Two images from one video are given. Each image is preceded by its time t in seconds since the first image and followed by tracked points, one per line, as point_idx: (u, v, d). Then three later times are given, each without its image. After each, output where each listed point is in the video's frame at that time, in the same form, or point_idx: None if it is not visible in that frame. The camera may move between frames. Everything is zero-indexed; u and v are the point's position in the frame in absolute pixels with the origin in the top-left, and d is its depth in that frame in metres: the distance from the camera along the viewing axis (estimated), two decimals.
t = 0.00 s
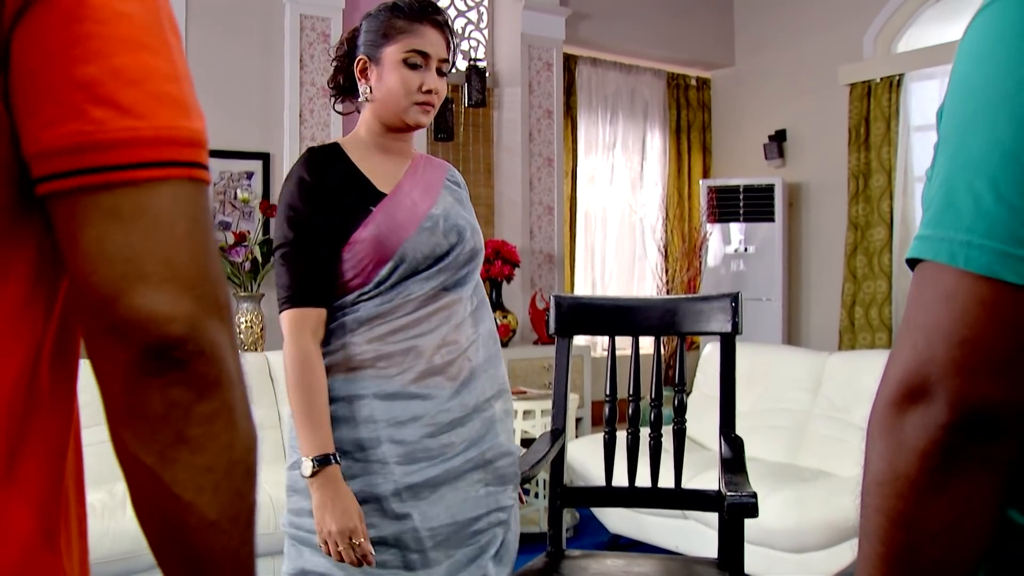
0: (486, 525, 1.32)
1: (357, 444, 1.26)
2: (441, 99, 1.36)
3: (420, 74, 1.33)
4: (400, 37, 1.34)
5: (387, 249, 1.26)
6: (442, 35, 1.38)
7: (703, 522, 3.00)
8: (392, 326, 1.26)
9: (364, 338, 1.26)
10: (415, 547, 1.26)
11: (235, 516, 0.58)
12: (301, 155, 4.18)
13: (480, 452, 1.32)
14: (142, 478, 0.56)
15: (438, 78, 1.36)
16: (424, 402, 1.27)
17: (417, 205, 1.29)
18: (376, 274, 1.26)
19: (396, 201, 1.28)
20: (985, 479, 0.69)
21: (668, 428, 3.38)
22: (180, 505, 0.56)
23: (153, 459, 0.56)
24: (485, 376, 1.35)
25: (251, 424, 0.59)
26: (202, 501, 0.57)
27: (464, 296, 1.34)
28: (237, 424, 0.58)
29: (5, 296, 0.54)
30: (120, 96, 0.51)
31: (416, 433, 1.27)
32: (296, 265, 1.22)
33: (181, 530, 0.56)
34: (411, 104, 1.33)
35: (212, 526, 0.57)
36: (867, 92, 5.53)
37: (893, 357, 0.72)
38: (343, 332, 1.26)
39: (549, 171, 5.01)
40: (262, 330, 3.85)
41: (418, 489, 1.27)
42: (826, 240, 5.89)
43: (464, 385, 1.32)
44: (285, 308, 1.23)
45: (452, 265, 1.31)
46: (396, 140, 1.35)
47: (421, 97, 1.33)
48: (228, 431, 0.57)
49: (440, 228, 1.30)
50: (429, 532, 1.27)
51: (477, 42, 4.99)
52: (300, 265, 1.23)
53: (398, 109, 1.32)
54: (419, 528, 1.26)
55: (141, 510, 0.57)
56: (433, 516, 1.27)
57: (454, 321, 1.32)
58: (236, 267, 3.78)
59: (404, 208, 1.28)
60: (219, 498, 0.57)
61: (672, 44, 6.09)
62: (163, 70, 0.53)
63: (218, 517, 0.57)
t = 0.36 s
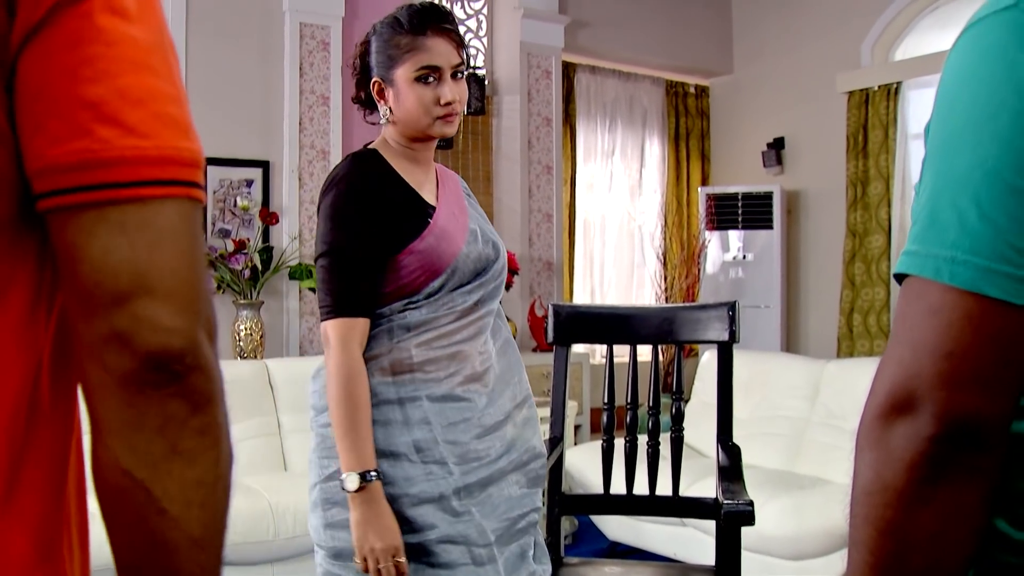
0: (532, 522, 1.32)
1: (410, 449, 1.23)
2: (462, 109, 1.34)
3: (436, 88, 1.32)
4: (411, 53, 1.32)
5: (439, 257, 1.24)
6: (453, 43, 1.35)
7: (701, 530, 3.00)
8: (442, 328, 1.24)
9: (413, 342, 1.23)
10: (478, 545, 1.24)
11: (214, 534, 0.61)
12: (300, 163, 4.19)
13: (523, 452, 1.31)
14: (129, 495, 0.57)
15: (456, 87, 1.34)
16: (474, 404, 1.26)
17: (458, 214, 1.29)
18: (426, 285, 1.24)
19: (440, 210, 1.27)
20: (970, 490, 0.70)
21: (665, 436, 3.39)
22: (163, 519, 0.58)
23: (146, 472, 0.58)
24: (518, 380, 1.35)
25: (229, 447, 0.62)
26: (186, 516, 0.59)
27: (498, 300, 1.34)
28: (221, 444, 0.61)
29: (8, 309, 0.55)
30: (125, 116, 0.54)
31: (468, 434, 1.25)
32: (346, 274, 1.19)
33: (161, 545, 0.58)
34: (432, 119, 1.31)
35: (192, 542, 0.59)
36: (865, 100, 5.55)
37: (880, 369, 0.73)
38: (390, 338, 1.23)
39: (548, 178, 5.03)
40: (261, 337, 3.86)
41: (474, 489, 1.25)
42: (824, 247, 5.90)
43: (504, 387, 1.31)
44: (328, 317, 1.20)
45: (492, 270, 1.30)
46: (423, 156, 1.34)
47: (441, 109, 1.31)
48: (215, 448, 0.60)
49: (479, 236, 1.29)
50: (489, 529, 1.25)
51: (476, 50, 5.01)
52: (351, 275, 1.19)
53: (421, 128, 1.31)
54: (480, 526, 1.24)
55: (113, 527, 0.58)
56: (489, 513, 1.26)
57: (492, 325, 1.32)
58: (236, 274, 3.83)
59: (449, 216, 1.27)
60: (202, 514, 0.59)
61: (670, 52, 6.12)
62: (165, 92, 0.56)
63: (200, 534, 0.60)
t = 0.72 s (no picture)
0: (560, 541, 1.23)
1: (443, 469, 1.13)
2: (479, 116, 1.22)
3: (449, 95, 1.20)
4: (420, 59, 1.21)
5: (473, 267, 1.14)
6: (466, 45, 1.23)
7: (691, 535, 3.02)
8: (480, 341, 1.14)
9: (450, 356, 1.13)
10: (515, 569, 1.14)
11: (188, 561, 0.57)
12: (292, 169, 4.20)
13: (551, 471, 1.23)
14: (97, 520, 0.54)
15: (471, 93, 1.22)
16: (509, 421, 1.16)
17: (488, 222, 1.18)
18: (459, 294, 1.13)
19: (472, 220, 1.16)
20: (945, 500, 0.72)
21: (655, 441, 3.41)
22: (134, 546, 0.54)
23: (114, 499, 0.54)
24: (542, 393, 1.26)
25: (206, 471, 0.58)
26: (157, 543, 0.55)
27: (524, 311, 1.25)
28: (197, 469, 0.57)
29: None
30: (101, 147, 0.52)
31: (505, 453, 1.15)
32: (379, 292, 1.09)
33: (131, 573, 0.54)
34: (446, 128, 1.19)
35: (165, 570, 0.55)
36: (854, 106, 5.59)
37: (859, 382, 0.75)
38: (425, 352, 1.12)
39: (538, 184, 5.05)
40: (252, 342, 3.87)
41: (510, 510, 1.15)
42: (813, 252, 5.94)
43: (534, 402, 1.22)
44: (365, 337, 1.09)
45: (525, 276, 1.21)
46: (444, 169, 1.22)
47: (455, 117, 1.19)
48: (188, 475, 0.56)
49: (511, 242, 1.20)
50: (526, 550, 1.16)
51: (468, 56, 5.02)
52: (382, 293, 1.09)
53: (435, 139, 1.20)
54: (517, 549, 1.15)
55: (87, 552, 0.54)
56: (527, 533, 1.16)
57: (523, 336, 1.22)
58: (226, 280, 3.83)
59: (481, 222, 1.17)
60: (175, 541, 0.55)
61: (660, 58, 6.14)
62: (144, 123, 0.54)
63: (172, 560, 0.55)
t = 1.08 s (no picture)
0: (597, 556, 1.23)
1: (491, 482, 1.12)
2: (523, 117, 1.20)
3: (492, 98, 1.18)
4: (461, 63, 1.19)
5: (523, 278, 1.13)
6: (506, 45, 1.21)
7: (684, 539, 3.04)
8: (534, 354, 1.14)
9: (504, 367, 1.12)
10: None
11: (195, 565, 0.60)
12: (287, 174, 4.22)
13: (595, 486, 1.23)
14: (111, 527, 0.57)
15: (514, 93, 1.20)
16: (559, 436, 1.16)
17: (539, 231, 1.17)
18: (511, 305, 1.12)
19: (523, 230, 1.15)
20: (930, 508, 0.73)
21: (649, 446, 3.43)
22: (146, 550, 0.58)
23: (125, 508, 0.57)
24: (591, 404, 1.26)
25: (213, 479, 0.61)
26: (165, 548, 0.58)
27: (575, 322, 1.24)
28: (204, 478, 0.60)
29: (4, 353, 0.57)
30: (121, 176, 0.55)
31: (554, 468, 1.15)
32: (426, 302, 1.09)
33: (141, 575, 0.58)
34: (491, 132, 1.18)
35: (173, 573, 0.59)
36: (847, 112, 5.62)
37: (845, 392, 0.76)
38: (477, 363, 1.11)
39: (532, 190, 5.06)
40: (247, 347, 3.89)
41: (556, 526, 1.15)
42: (807, 257, 5.97)
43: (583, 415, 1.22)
44: (412, 346, 1.09)
45: (576, 289, 1.20)
46: (490, 172, 1.21)
47: (500, 120, 1.18)
48: (194, 482, 0.59)
49: (564, 254, 1.19)
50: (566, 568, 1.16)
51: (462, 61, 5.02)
52: (428, 304, 1.09)
53: (480, 144, 1.19)
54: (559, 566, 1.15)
55: (101, 555, 0.58)
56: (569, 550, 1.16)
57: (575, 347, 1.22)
58: (221, 285, 3.84)
59: (532, 232, 1.16)
60: (182, 546, 0.59)
61: (654, 63, 6.17)
62: (160, 153, 0.57)
63: (180, 564, 0.59)
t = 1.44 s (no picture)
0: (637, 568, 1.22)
1: (514, 488, 1.14)
2: (545, 114, 1.22)
3: (513, 98, 1.20)
4: (479, 65, 1.21)
5: (548, 284, 1.13)
6: (523, 41, 1.21)
7: (674, 540, 3.06)
8: (561, 361, 1.15)
9: (529, 375, 1.14)
10: None
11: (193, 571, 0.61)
12: (279, 176, 4.22)
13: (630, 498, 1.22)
14: (112, 534, 0.59)
15: (534, 90, 1.21)
16: (588, 444, 1.17)
17: (571, 234, 1.17)
18: (536, 311, 1.14)
19: (551, 231, 1.16)
20: (912, 512, 0.73)
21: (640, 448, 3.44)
22: (145, 557, 0.59)
23: (125, 515, 0.59)
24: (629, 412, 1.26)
25: (212, 487, 0.63)
26: (165, 554, 0.60)
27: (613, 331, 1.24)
28: (203, 486, 0.62)
29: (5, 366, 0.58)
30: (123, 189, 0.56)
31: (580, 478, 1.16)
32: (449, 303, 1.11)
33: None
34: (514, 132, 1.20)
35: None
36: (837, 114, 5.64)
37: (829, 398, 0.76)
38: (501, 369, 1.13)
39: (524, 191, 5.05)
40: (240, 349, 3.89)
41: (583, 536, 1.15)
42: (798, 260, 6.00)
43: (617, 424, 1.22)
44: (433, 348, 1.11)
45: (611, 298, 1.21)
46: (520, 171, 1.23)
47: (521, 121, 1.20)
48: (192, 489, 0.61)
49: (598, 260, 1.19)
50: None
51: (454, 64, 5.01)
52: (449, 305, 1.11)
53: (505, 146, 1.21)
54: None
55: (101, 561, 0.60)
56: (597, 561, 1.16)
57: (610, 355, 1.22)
58: (214, 287, 3.85)
59: (561, 235, 1.16)
60: (181, 553, 0.60)
61: (645, 66, 6.20)
62: (160, 166, 0.58)
63: (177, 570, 0.60)
